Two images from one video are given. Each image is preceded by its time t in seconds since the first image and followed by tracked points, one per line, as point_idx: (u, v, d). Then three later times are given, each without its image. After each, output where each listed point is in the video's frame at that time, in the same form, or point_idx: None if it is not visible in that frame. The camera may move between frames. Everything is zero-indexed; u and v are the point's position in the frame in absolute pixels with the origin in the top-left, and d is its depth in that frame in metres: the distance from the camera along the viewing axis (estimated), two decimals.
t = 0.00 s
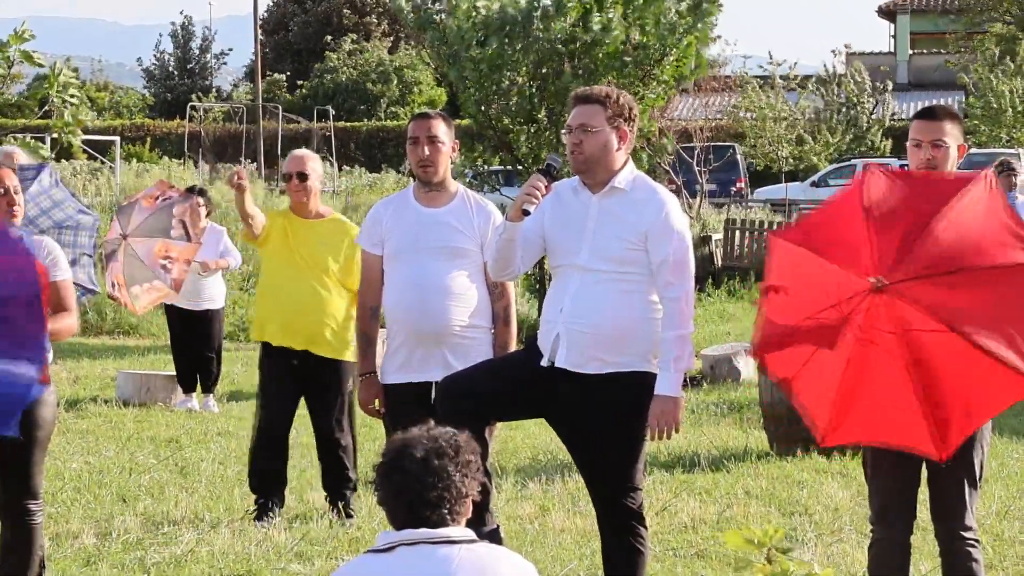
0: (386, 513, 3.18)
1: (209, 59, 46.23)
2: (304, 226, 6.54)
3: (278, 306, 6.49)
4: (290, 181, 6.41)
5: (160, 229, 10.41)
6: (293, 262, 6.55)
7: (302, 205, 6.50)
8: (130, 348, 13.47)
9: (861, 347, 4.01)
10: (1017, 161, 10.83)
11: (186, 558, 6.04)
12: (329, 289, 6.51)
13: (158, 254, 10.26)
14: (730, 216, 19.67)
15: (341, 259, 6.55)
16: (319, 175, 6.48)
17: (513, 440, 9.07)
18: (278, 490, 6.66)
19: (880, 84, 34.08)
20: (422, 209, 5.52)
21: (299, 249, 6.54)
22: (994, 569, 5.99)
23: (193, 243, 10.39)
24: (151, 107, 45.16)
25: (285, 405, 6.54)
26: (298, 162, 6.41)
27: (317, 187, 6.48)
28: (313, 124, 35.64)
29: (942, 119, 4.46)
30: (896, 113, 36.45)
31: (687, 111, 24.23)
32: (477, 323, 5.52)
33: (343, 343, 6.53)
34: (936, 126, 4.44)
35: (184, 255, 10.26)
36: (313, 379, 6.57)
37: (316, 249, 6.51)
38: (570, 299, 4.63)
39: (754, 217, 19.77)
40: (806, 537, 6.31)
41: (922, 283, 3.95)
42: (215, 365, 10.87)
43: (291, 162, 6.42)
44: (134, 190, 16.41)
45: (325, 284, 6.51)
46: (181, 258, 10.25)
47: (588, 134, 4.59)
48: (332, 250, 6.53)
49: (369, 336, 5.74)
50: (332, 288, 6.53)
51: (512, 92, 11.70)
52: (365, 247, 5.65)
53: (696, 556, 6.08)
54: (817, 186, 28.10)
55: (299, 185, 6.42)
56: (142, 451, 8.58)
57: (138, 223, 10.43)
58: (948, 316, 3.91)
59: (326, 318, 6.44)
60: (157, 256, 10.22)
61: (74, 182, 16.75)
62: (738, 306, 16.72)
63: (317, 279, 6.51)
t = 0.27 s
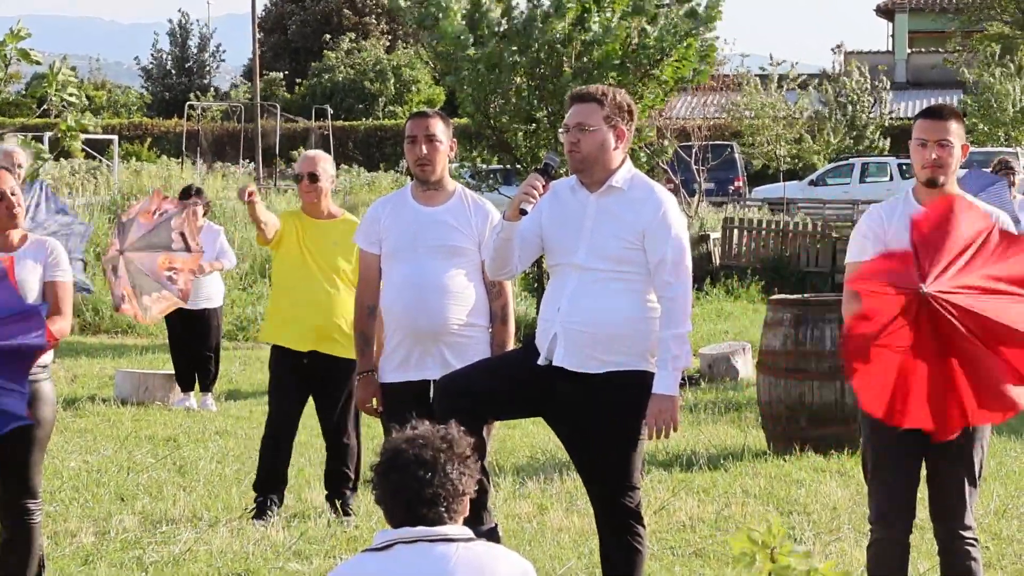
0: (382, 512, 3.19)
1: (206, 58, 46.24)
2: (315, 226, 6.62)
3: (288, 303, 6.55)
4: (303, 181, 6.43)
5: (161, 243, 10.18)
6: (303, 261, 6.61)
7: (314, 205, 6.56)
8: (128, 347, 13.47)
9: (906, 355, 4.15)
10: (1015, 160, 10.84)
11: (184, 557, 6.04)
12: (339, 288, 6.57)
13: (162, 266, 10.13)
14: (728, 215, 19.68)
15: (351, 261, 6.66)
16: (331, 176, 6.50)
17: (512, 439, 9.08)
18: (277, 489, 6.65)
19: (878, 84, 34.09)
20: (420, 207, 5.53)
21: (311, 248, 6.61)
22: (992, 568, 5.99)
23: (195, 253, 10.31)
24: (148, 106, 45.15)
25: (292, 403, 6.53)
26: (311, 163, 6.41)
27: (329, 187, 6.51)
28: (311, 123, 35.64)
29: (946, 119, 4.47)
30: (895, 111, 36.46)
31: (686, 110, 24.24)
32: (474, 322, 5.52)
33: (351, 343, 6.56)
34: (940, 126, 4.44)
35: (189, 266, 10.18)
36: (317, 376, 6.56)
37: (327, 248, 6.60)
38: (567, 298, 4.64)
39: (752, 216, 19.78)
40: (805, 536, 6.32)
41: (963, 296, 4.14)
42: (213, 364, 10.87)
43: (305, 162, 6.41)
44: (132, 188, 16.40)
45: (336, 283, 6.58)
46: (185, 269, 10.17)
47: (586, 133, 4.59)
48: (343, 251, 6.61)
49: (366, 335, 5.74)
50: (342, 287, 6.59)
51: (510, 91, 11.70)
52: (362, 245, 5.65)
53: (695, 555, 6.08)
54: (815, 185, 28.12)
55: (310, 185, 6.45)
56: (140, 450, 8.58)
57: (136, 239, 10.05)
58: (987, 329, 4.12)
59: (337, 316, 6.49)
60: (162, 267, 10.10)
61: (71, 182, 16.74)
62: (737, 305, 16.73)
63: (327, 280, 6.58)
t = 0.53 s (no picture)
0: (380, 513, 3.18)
1: (206, 58, 46.23)
2: (320, 224, 6.60)
3: (292, 302, 6.50)
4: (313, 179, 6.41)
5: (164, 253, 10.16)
6: (309, 259, 6.58)
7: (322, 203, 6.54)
8: (128, 346, 13.47)
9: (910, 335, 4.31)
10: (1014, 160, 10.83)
11: (183, 556, 6.03)
12: (344, 288, 6.56)
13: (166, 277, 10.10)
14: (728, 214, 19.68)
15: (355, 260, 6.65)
16: (340, 174, 6.47)
17: (511, 438, 9.08)
18: (276, 489, 6.66)
19: (878, 83, 34.08)
20: (419, 207, 5.52)
21: (317, 246, 6.58)
22: (991, 567, 5.99)
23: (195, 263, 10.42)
24: (148, 105, 45.13)
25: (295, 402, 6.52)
26: (319, 161, 6.40)
27: (338, 186, 6.48)
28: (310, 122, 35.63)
29: (948, 118, 4.47)
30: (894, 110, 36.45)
31: (684, 110, 24.24)
32: (473, 321, 5.52)
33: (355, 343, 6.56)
34: (943, 126, 4.45)
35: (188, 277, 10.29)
36: (317, 375, 6.56)
37: (333, 247, 6.57)
38: (567, 298, 4.64)
39: (752, 215, 19.77)
40: (804, 535, 6.32)
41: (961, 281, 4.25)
42: (213, 364, 10.87)
43: (313, 160, 6.40)
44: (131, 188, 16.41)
45: (341, 282, 6.56)
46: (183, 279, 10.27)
47: (586, 132, 4.59)
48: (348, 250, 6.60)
49: (365, 334, 5.73)
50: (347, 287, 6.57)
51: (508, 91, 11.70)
52: (361, 245, 5.64)
53: (694, 554, 6.08)
54: (815, 185, 28.12)
55: (319, 183, 6.43)
56: (139, 450, 8.58)
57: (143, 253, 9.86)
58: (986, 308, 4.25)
59: (342, 315, 6.48)
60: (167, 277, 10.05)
61: (71, 181, 16.75)
62: (736, 304, 16.73)
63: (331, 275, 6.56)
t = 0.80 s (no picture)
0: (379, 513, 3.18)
1: (205, 59, 46.25)
2: (323, 224, 6.58)
3: (293, 301, 6.50)
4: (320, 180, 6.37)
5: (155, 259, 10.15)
6: (310, 259, 6.57)
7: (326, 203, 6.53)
8: (126, 347, 13.47)
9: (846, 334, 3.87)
10: (1012, 160, 10.84)
11: (182, 557, 6.03)
12: (345, 288, 6.55)
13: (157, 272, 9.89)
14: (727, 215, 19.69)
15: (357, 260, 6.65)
16: (346, 176, 6.43)
17: (510, 438, 9.08)
18: (275, 489, 6.65)
19: (876, 83, 34.10)
20: (419, 207, 5.52)
21: (318, 245, 6.58)
22: (990, 567, 5.99)
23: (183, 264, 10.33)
24: (147, 106, 45.13)
25: (294, 402, 6.50)
26: (325, 161, 6.36)
27: (344, 187, 6.44)
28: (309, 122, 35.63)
29: (947, 119, 4.47)
30: (893, 111, 36.47)
31: (683, 110, 24.24)
32: (472, 321, 5.52)
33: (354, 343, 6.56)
34: (942, 126, 4.44)
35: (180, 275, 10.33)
36: (317, 375, 6.55)
37: (335, 246, 6.56)
38: (568, 299, 4.63)
39: (751, 215, 19.78)
40: (803, 536, 6.31)
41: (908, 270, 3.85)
42: (211, 364, 10.86)
43: (319, 161, 6.36)
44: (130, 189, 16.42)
45: (342, 282, 6.56)
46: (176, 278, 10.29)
47: (587, 133, 4.59)
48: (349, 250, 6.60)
49: (365, 334, 5.73)
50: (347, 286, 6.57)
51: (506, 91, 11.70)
52: (361, 245, 5.64)
53: (693, 555, 6.08)
54: (813, 185, 28.13)
55: (324, 184, 6.39)
56: (137, 450, 8.57)
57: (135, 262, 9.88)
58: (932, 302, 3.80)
59: (343, 315, 6.48)
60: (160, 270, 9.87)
61: (70, 182, 16.74)
62: (735, 305, 16.73)
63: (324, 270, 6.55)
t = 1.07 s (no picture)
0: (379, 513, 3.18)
1: (204, 59, 46.22)
2: (325, 224, 6.57)
3: (293, 301, 6.49)
4: (323, 179, 6.38)
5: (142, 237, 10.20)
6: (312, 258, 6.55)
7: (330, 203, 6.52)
8: (125, 347, 13.46)
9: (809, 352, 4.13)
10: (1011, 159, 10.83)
11: (180, 557, 6.03)
12: (346, 288, 6.55)
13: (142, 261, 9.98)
14: (726, 215, 19.69)
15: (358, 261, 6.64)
16: (349, 177, 6.43)
17: (508, 438, 9.08)
18: (274, 489, 6.66)
19: (875, 83, 34.10)
20: (419, 207, 5.52)
21: (320, 246, 6.56)
22: (989, 567, 5.99)
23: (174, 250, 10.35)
24: (145, 106, 45.11)
25: (293, 401, 6.51)
26: (329, 162, 6.36)
27: (347, 188, 6.44)
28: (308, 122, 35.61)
29: (945, 118, 4.46)
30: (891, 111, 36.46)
31: (682, 109, 24.23)
32: (472, 321, 5.52)
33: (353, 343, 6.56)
34: (940, 125, 4.44)
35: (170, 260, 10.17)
36: (316, 375, 6.55)
37: (336, 247, 6.55)
38: (567, 299, 4.63)
39: (750, 214, 19.77)
40: (802, 535, 6.31)
41: (886, 297, 3.98)
42: (210, 364, 10.86)
43: (323, 161, 6.36)
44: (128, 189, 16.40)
45: (343, 282, 6.55)
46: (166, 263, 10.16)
47: (587, 132, 4.59)
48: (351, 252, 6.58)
49: (365, 334, 5.72)
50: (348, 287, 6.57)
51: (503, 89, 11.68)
52: (360, 245, 5.63)
53: (691, 554, 6.08)
54: (812, 185, 28.12)
55: (327, 184, 6.39)
56: (136, 450, 8.56)
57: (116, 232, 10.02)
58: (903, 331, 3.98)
59: (343, 316, 6.47)
60: (145, 262, 9.91)
61: (68, 182, 16.73)
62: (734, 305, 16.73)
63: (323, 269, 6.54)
